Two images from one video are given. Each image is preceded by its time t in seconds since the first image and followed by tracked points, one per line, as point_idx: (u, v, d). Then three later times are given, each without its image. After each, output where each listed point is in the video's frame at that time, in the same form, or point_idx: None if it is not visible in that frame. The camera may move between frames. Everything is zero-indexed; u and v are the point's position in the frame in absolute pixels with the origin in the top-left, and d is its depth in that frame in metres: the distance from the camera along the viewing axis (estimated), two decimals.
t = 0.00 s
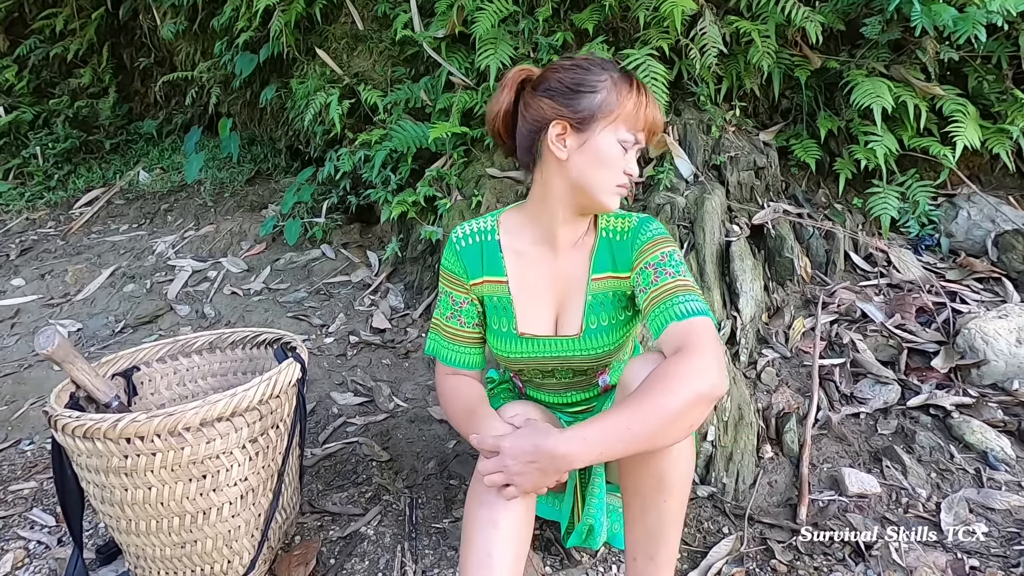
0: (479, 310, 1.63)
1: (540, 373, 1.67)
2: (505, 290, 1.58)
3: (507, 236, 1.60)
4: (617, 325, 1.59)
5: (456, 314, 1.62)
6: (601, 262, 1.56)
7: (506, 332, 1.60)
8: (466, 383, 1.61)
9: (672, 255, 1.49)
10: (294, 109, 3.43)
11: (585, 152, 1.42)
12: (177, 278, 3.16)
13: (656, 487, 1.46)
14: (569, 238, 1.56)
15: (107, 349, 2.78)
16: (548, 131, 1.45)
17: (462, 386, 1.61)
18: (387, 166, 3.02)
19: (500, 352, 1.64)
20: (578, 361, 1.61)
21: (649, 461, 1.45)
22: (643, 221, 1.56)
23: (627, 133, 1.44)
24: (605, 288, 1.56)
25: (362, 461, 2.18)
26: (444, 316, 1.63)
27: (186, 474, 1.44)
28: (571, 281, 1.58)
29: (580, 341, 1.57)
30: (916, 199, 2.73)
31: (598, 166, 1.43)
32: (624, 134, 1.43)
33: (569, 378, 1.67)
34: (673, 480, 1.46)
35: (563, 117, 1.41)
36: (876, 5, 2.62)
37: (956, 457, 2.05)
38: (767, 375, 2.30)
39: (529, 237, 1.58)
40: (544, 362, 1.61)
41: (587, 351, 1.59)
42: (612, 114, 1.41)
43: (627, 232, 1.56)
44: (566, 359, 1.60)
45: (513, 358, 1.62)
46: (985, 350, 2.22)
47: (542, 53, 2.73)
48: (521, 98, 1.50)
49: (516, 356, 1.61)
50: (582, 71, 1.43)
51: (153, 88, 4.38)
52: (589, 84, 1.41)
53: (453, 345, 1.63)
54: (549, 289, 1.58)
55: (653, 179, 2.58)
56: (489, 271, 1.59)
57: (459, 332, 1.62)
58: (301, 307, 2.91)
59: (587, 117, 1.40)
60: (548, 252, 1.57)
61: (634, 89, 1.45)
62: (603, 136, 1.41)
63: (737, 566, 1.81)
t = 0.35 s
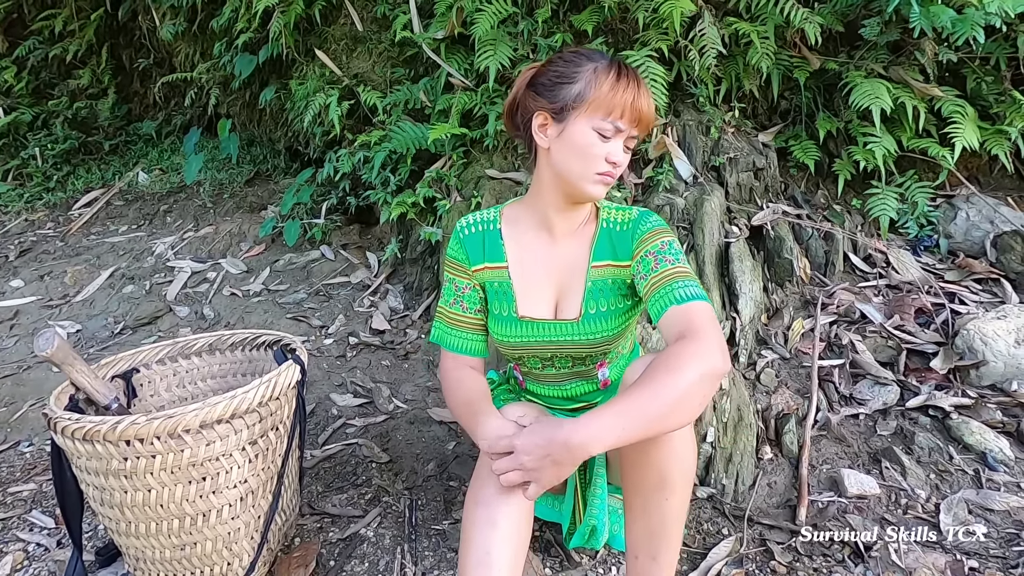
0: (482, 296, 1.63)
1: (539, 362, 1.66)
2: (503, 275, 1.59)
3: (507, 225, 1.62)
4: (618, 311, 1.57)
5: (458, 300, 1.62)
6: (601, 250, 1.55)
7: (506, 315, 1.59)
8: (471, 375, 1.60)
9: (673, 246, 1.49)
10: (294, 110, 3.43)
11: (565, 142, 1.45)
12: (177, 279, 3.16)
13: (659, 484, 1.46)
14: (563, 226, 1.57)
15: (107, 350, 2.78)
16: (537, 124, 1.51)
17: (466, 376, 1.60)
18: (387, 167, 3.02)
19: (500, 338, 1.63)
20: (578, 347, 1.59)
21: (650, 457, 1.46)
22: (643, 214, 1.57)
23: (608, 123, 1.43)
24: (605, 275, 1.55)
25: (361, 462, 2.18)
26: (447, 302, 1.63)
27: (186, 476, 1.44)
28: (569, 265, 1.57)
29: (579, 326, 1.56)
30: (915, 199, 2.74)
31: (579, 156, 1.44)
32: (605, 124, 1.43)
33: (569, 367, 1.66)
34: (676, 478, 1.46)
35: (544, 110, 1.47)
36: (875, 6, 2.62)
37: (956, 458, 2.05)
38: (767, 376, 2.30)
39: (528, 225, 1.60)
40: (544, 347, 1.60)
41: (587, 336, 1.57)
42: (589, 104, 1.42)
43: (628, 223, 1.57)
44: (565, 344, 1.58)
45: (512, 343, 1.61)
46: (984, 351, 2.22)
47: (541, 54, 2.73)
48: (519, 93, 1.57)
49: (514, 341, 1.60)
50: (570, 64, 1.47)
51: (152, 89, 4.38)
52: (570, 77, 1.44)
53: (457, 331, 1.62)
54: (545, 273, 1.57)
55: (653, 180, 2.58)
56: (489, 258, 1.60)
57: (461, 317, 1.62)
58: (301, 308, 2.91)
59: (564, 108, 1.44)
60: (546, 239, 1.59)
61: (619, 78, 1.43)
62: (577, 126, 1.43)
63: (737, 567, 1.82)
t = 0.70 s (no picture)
0: (464, 286, 1.72)
1: (548, 352, 1.66)
2: (513, 263, 1.62)
3: (515, 217, 1.66)
4: (629, 299, 1.62)
5: (442, 284, 1.73)
6: (614, 240, 1.60)
7: (517, 301, 1.61)
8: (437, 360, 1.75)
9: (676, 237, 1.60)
10: (293, 112, 3.43)
11: (574, 139, 1.49)
12: (176, 281, 3.16)
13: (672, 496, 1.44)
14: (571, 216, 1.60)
15: (106, 354, 2.78)
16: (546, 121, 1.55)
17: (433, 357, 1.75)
18: (386, 169, 3.02)
19: (508, 325, 1.65)
20: (590, 333, 1.62)
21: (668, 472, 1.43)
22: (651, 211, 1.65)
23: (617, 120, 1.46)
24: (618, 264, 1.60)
25: (361, 465, 2.18)
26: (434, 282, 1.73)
27: (185, 479, 1.44)
28: (578, 254, 1.61)
29: (594, 309, 1.59)
30: (914, 200, 2.74)
31: (587, 153, 1.47)
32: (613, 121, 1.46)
33: (578, 357, 1.67)
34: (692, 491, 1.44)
35: (552, 108, 1.51)
36: (873, 7, 2.62)
37: (955, 459, 2.05)
38: (766, 377, 2.30)
39: (537, 218, 1.64)
40: (556, 334, 1.61)
41: (600, 321, 1.61)
42: (597, 102, 1.45)
43: (639, 217, 1.64)
44: (578, 329, 1.61)
45: (523, 329, 1.62)
46: (983, 352, 2.22)
47: (540, 56, 2.73)
48: (528, 92, 1.60)
49: (527, 327, 1.62)
50: (579, 62, 1.50)
51: (151, 92, 4.38)
52: (579, 75, 1.48)
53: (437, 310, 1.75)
54: (554, 263, 1.60)
55: (652, 182, 2.58)
56: (498, 248, 1.64)
57: (444, 300, 1.73)
58: (300, 310, 2.91)
59: (573, 106, 1.47)
60: (554, 231, 1.62)
61: (626, 76, 1.47)
62: (586, 124, 1.46)
63: (736, 569, 1.82)
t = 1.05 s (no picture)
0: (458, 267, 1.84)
1: (545, 342, 1.67)
2: (511, 253, 1.66)
3: (518, 214, 1.69)
4: (626, 290, 1.65)
5: (444, 262, 1.87)
6: (613, 234, 1.65)
7: (512, 289, 1.65)
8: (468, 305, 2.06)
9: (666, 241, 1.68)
10: (292, 115, 3.43)
11: (612, 155, 1.53)
12: (176, 285, 3.16)
13: (677, 499, 1.45)
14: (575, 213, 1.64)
15: (105, 357, 2.78)
16: (582, 126, 1.53)
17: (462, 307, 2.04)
18: (385, 172, 3.02)
19: (504, 312, 1.68)
20: (587, 322, 1.64)
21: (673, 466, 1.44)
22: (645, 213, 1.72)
23: (646, 147, 1.56)
24: (617, 256, 1.64)
25: (360, 468, 2.18)
26: (438, 260, 1.88)
27: (183, 484, 1.45)
28: (579, 248, 1.64)
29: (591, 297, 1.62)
30: (912, 201, 2.74)
31: (622, 170, 1.54)
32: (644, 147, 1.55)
33: (576, 346, 1.68)
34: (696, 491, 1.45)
35: (600, 118, 1.50)
36: (870, 9, 2.63)
37: (954, 460, 2.05)
38: (765, 379, 2.29)
39: (540, 215, 1.67)
40: (552, 322, 1.64)
41: (597, 309, 1.63)
42: (640, 126, 1.52)
43: (635, 217, 1.69)
44: (574, 316, 1.63)
45: (520, 317, 1.65)
46: (982, 353, 2.22)
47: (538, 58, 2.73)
48: (561, 87, 1.56)
49: (523, 315, 1.65)
50: (620, 78, 1.53)
51: (150, 95, 4.39)
52: (626, 94, 1.51)
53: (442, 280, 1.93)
54: (556, 259, 1.64)
55: (650, 184, 2.58)
56: (501, 240, 1.67)
57: (446, 274, 1.89)
58: (299, 313, 2.91)
59: (621, 123, 1.50)
60: (558, 227, 1.65)
61: (660, 106, 1.56)
62: (629, 145, 1.52)
63: (735, 572, 1.81)
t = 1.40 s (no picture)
0: (459, 266, 1.75)
1: (560, 336, 1.68)
2: (524, 246, 1.65)
3: (526, 210, 1.68)
4: (637, 284, 1.69)
5: (439, 258, 1.77)
6: (621, 232, 1.69)
7: (528, 283, 1.63)
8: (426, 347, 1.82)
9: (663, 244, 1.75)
10: (290, 119, 3.43)
11: (619, 151, 1.56)
12: (174, 288, 3.16)
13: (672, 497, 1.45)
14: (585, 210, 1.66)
15: (103, 361, 2.77)
16: (589, 121, 1.55)
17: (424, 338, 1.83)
18: (383, 174, 3.02)
19: (517, 307, 1.66)
20: (601, 316, 1.66)
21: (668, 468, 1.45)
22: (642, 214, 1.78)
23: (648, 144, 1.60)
24: (625, 252, 1.68)
25: (357, 472, 2.17)
26: (433, 255, 1.78)
27: (179, 489, 1.44)
28: (591, 245, 1.66)
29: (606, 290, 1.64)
30: (910, 202, 2.74)
31: (628, 165, 1.57)
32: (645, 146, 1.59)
33: (588, 341, 1.69)
34: (690, 488, 1.46)
35: (608, 113, 1.53)
36: (867, 11, 2.63)
37: (952, 461, 2.04)
38: (764, 381, 2.29)
39: (549, 211, 1.66)
40: (567, 316, 1.64)
41: (612, 302, 1.65)
42: (643, 123, 1.56)
43: (636, 216, 1.74)
44: (589, 310, 1.64)
45: (536, 310, 1.64)
46: (980, 354, 2.23)
47: (535, 61, 2.74)
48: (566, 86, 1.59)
49: (539, 308, 1.64)
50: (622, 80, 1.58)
51: (149, 99, 4.39)
52: (630, 93, 1.55)
53: (430, 285, 1.79)
54: (571, 254, 1.64)
55: (648, 186, 2.58)
56: (511, 236, 1.66)
57: (438, 275, 1.77)
58: (297, 316, 2.91)
59: (628, 119, 1.54)
60: (567, 222, 1.65)
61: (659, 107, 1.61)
62: (635, 140, 1.56)
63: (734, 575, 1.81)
